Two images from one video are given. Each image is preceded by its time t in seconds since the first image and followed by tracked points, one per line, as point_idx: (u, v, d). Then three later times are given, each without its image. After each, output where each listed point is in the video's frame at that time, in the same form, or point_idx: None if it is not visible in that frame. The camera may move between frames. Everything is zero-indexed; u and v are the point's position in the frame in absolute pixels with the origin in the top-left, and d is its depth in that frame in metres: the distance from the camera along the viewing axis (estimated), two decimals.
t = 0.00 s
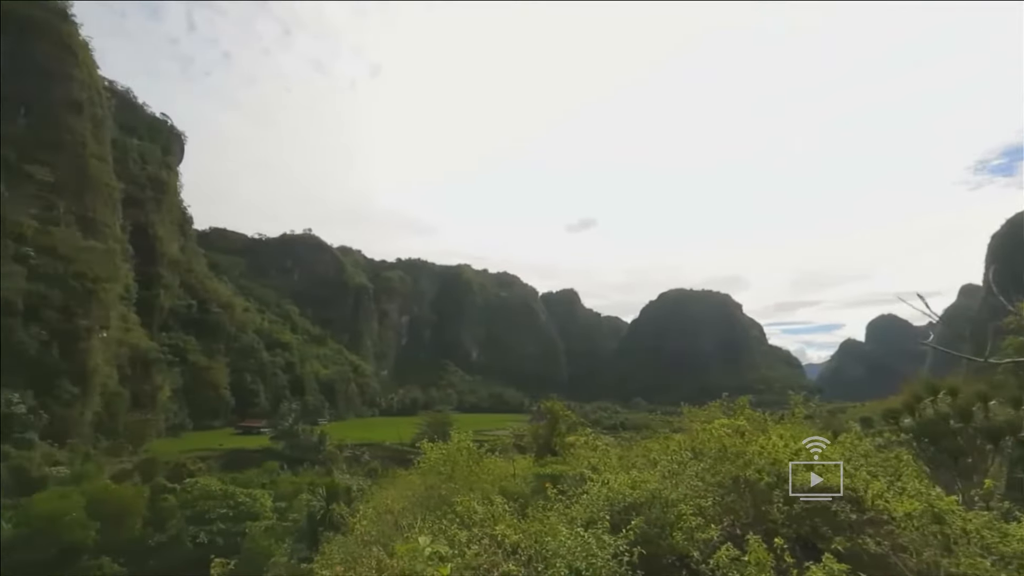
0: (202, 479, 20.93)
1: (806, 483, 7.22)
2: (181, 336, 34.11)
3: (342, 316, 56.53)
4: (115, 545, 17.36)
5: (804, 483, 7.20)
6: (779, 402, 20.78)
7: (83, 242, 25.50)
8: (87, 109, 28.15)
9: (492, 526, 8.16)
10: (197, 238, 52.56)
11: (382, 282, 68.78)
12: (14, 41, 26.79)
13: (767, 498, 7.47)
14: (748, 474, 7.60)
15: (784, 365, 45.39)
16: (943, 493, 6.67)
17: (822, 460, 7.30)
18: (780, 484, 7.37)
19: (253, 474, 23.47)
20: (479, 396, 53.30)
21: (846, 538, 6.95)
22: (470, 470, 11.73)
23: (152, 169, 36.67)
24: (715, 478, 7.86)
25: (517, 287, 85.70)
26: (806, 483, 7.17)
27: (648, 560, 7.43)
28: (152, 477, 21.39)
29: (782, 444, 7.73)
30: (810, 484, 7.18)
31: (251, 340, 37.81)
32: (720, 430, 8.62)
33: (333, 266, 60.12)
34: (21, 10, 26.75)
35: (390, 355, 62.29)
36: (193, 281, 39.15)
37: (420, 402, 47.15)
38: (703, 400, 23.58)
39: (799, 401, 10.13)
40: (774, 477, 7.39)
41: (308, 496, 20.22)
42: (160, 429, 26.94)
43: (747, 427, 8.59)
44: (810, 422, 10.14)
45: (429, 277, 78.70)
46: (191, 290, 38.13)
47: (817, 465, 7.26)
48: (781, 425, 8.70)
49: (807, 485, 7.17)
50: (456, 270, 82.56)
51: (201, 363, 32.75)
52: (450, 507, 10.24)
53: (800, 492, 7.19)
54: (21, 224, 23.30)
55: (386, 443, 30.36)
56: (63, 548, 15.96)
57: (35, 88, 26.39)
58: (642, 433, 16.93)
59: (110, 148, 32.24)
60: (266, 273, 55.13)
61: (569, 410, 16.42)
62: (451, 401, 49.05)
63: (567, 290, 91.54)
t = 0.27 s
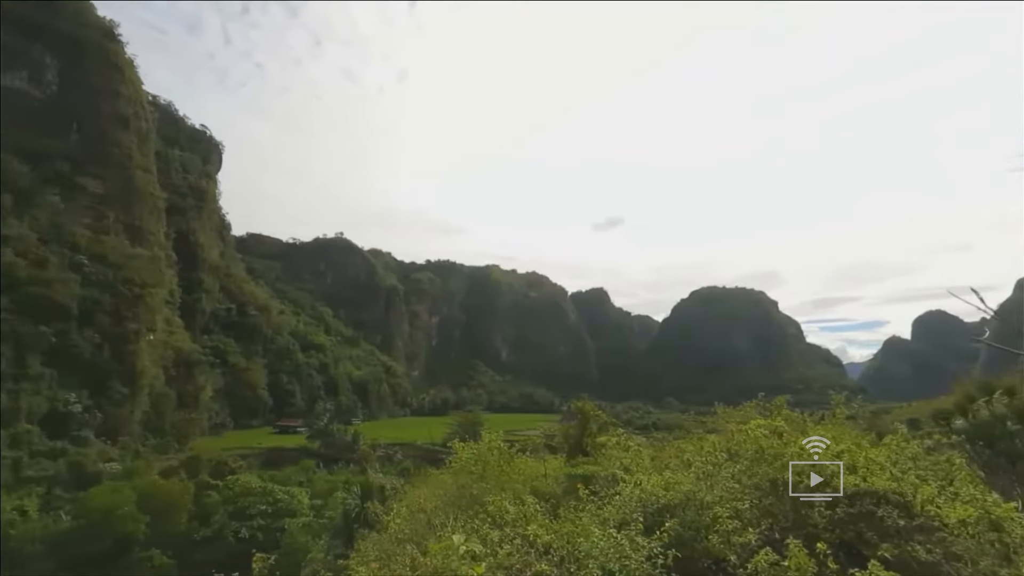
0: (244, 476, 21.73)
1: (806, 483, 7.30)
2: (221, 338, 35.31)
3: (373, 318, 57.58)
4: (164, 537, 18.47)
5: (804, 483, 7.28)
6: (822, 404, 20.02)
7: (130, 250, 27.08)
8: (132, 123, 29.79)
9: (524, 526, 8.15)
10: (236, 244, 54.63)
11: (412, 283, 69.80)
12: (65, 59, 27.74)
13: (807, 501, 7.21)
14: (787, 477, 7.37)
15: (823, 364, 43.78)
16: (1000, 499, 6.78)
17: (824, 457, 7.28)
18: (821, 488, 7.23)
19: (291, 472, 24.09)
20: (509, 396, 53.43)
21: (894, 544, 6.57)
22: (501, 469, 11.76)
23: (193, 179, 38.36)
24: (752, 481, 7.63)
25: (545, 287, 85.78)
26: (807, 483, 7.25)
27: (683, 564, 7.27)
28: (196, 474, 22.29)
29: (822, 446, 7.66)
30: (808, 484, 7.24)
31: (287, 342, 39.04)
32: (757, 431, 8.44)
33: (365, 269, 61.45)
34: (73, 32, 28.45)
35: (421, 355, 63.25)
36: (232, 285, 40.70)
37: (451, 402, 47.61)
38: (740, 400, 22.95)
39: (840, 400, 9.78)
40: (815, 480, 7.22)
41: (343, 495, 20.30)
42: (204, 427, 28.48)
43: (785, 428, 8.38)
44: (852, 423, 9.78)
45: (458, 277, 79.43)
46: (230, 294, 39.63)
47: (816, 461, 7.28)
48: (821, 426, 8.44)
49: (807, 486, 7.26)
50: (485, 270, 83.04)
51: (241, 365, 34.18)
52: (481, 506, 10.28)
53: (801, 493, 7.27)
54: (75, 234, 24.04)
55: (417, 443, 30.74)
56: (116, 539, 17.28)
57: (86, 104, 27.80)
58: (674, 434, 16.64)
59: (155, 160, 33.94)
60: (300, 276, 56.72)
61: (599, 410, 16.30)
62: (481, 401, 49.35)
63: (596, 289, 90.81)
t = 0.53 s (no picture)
0: (281, 474, 22.40)
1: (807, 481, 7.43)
2: (259, 340, 36.82)
3: (404, 319, 58.44)
4: (208, 528, 19.39)
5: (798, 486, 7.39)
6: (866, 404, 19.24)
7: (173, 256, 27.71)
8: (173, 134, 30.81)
9: (556, 526, 8.14)
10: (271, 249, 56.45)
11: (441, 284, 70.61)
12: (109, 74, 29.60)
13: (850, 506, 6.97)
14: (828, 480, 7.13)
15: (865, 362, 42.05)
16: None
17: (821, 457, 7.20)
18: (865, 492, 7.02)
19: (326, 470, 24.69)
20: (539, 396, 53.41)
21: (946, 552, 6.25)
22: (532, 469, 11.78)
23: (230, 187, 39.88)
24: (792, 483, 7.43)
25: (574, 286, 85.46)
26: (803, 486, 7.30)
27: (720, 567, 7.10)
28: (237, 471, 23.09)
29: (865, 449, 7.45)
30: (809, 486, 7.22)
31: (321, 344, 40.09)
32: (795, 431, 8.18)
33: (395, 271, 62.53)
34: (119, 50, 29.98)
35: (451, 355, 63.97)
36: (268, 289, 42.06)
37: (481, 402, 47.91)
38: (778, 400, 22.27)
39: (884, 400, 9.41)
40: (858, 483, 7.06)
41: (377, 493, 20.56)
42: (243, 426, 29.64)
43: (826, 429, 8.12)
44: (897, 425, 9.39)
45: (486, 278, 79.96)
46: (267, 297, 40.98)
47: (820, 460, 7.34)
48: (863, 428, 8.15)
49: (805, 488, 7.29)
50: (513, 271, 83.17)
51: (277, 366, 35.39)
52: (513, 506, 10.31)
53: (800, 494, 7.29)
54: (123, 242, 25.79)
55: (448, 443, 31.02)
56: (163, 530, 17.37)
57: (132, 120, 29.46)
58: (707, 435, 16.32)
59: (195, 169, 35.39)
60: (333, 279, 58.14)
61: (630, 410, 16.11)
62: (511, 401, 49.45)
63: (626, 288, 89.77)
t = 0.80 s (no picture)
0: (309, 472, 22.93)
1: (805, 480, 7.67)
2: (287, 342, 37.77)
3: (427, 320, 59.04)
4: (240, 526, 19.49)
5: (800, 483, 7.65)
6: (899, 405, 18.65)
7: (206, 261, 29.64)
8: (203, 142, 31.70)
9: (581, 527, 8.10)
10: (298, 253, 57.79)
11: (464, 285, 71.09)
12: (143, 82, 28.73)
13: (888, 509, 6.83)
14: (863, 483, 6.96)
15: (900, 362, 40.69)
16: None
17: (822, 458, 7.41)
18: (903, 496, 6.81)
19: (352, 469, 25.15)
20: (563, 396, 53.30)
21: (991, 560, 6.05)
22: (556, 470, 11.77)
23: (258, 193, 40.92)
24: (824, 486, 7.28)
25: (597, 285, 84.92)
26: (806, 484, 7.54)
27: (750, 572, 6.95)
28: (267, 469, 23.70)
29: (902, 452, 7.25)
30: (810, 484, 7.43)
31: (347, 345, 40.87)
32: (828, 432, 7.94)
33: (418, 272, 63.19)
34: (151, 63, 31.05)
35: (475, 355, 64.41)
36: (295, 291, 43.08)
37: (504, 402, 48.06)
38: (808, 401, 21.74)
39: (922, 400, 9.10)
40: (895, 486, 6.86)
41: (402, 492, 21.11)
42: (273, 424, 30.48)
43: (860, 430, 7.92)
44: (936, 426, 9.10)
45: (508, 278, 80.11)
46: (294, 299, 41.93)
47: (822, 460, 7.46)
48: (901, 430, 7.91)
49: (808, 487, 7.51)
50: (536, 270, 83.14)
51: (304, 367, 36.22)
52: (538, 506, 10.31)
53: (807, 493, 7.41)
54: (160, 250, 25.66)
55: (472, 443, 31.26)
56: (198, 527, 18.09)
57: (165, 129, 30.56)
58: (733, 437, 16.08)
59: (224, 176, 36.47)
60: (358, 281, 59.14)
61: (656, 410, 15.96)
62: (535, 401, 49.50)
63: (650, 287, 88.81)
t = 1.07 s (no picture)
0: (337, 472, 23.36)
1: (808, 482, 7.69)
2: (313, 343, 38.42)
3: (450, 320, 59.44)
4: (271, 524, 19.95)
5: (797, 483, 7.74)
6: (935, 406, 18.01)
7: (234, 264, 30.29)
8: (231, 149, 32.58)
9: (606, 528, 8.05)
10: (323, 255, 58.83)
11: (485, 286, 71.39)
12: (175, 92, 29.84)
13: (926, 514, 6.71)
14: (900, 486, 6.80)
15: (936, 361, 39.32)
16: None
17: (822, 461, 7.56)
18: (942, 500, 6.64)
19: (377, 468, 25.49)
20: (586, 396, 53.07)
21: None
22: (580, 471, 11.73)
23: (284, 198, 41.89)
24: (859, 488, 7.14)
25: (620, 285, 84.31)
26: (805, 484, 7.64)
27: None
28: (295, 468, 24.21)
29: (941, 455, 7.02)
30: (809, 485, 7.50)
31: (371, 345, 41.52)
32: (861, 433, 7.77)
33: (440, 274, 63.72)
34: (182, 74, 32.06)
35: (497, 355, 64.64)
36: (320, 293, 43.68)
37: (527, 402, 48.11)
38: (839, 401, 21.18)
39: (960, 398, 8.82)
40: (934, 490, 6.68)
41: (426, 491, 21.41)
42: (300, 424, 31.20)
43: (895, 430, 7.73)
44: (974, 427, 8.82)
45: (530, 278, 80.03)
46: (320, 301, 42.82)
47: (820, 464, 7.65)
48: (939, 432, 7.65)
49: (807, 487, 7.56)
50: (557, 270, 82.94)
51: (330, 367, 36.84)
52: (562, 506, 10.28)
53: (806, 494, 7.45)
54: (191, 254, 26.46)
55: (496, 443, 31.43)
56: (228, 526, 18.28)
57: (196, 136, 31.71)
58: (760, 437, 15.78)
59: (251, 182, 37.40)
60: (381, 282, 59.85)
61: (680, 410, 15.74)
62: (558, 401, 49.46)
63: (673, 285, 87.53)
